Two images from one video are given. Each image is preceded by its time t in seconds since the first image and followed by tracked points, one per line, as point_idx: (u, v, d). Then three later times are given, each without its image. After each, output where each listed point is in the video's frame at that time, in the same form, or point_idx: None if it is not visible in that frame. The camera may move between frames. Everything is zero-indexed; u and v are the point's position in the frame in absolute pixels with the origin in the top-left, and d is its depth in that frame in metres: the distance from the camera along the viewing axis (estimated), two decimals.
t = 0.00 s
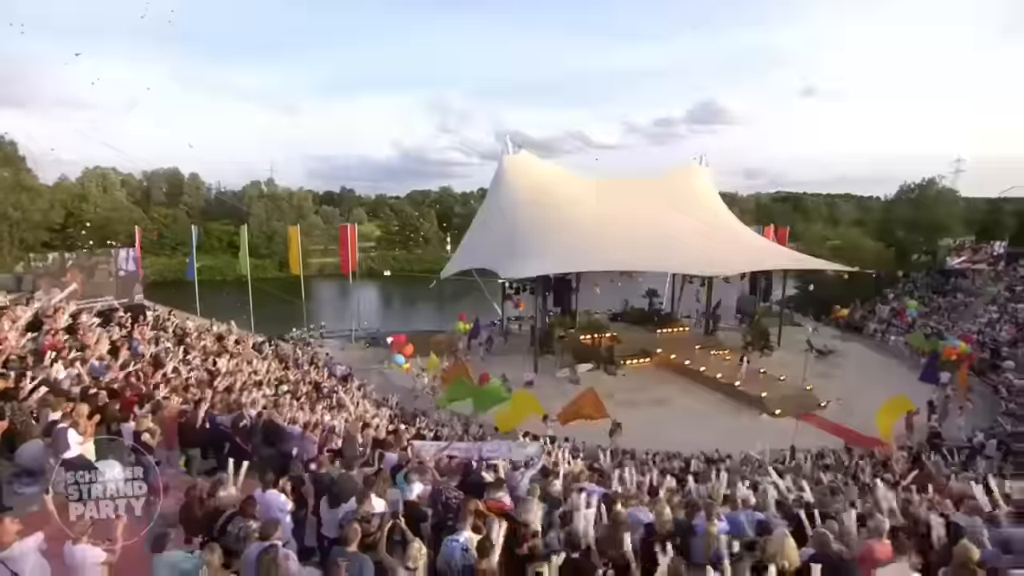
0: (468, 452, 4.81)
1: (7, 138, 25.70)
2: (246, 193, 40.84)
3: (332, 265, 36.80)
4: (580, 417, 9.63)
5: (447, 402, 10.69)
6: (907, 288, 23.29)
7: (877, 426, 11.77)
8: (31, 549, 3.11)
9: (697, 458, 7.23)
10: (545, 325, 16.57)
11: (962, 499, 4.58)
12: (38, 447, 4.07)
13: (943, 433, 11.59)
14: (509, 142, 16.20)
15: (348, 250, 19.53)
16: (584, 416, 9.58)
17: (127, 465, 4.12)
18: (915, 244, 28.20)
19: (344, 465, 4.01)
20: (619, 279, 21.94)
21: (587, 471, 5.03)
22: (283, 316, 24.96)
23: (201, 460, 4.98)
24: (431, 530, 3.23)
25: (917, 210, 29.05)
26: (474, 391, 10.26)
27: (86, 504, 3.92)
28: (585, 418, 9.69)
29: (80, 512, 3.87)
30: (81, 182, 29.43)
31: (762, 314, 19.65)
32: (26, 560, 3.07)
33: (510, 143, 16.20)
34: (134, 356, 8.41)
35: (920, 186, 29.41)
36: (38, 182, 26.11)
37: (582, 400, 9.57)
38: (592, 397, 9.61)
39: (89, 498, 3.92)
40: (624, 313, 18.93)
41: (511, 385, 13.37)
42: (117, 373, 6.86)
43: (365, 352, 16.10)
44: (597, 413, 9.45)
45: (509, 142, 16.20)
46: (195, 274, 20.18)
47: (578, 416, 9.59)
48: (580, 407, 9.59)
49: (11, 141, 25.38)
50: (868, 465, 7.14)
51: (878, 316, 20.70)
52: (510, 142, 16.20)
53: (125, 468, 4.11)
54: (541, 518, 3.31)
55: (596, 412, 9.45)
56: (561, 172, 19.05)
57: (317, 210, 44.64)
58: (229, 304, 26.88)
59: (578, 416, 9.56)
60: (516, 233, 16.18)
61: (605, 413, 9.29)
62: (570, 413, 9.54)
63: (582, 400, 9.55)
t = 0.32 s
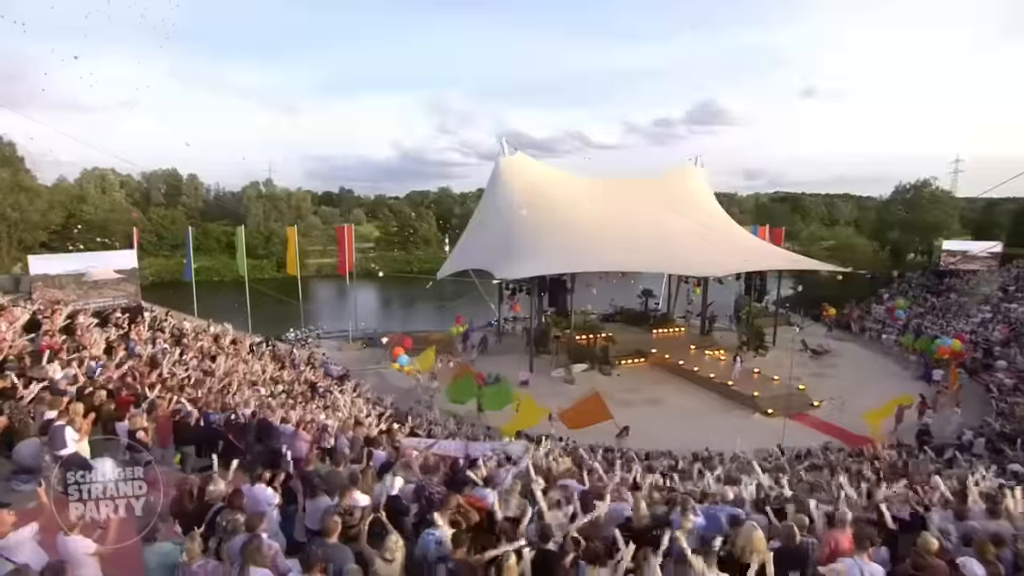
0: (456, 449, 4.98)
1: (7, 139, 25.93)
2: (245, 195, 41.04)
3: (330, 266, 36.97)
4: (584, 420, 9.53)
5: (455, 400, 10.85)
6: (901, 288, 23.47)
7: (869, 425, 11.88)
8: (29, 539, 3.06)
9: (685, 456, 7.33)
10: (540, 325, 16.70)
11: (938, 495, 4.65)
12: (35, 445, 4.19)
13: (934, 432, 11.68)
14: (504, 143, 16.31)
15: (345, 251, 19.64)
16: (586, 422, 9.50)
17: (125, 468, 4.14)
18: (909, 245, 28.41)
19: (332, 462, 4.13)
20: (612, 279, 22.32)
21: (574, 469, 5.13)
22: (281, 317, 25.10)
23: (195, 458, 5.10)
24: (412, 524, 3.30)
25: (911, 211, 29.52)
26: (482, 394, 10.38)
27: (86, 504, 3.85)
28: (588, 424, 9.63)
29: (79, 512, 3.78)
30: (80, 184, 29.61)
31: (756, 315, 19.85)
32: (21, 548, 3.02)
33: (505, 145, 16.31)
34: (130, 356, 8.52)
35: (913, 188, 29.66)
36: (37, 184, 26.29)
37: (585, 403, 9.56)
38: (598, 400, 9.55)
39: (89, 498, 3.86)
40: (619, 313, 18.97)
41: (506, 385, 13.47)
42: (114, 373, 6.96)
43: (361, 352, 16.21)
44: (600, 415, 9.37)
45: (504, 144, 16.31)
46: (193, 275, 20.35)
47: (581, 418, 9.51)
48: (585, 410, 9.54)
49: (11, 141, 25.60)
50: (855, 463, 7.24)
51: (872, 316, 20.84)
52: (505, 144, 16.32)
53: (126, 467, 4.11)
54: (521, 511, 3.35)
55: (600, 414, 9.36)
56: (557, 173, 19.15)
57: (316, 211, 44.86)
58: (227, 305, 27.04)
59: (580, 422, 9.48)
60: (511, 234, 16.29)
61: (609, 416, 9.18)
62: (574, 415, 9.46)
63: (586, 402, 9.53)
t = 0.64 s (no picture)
0: (443, 447, 5.09)
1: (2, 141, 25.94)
2: (241, 196, 41.07)
3: (326, 266, 37.05)
4: (586, 425, 9.47)
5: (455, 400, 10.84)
6: (893, 289, 23.66)
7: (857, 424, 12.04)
8: (19, 529, 3.08)
9: (671, 455, 7.43)
10: (533, 326, 16.84)
11: (909, 491, 4.78)
12: (28, 444, 4.19)
13: (921, 430, 11.82)
14: (499, 144, 16.39)
15: (340, 252, 19.72)
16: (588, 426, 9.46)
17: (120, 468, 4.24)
18: (901, 245, 28.63)
19: (319, 459, 4.22)
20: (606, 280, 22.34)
21: (558, 467, 5.24)
22: (276, 317, 25.13)
23: (187, 456, 5.18)
24: (394, 519, 3.38)
25: (903, 212, 29.65)
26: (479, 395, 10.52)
27: (86, 504, 4.00)
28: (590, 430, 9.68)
29: (79, 511, 3.95)
30: (76, 186, 29.64)
31: (749, 316, 19.99)
32: (10, 540, 3.03)
33: (499, 146, 16.40)
34: (124, 357, 8.59)
35: (905, 189, 29.84)
36: (32, 185, 26.29)
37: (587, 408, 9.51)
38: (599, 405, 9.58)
39: (89, 498, 4.00)
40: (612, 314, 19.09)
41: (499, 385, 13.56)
42: (107, 373, 7.04)
43: (355, 353, 16.30)
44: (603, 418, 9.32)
45: (498, 145, 16.40)
46: (189, 276, 20.44)
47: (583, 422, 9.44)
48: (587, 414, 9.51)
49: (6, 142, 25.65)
50: (837, 460, 7.37)
51: (864, 317, 21.01)
52: (499, 145, 16.40)
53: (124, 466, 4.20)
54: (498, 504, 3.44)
55: (602, 418, 9.31)
56: (551, 174, 19.23)
57: (311, 212, 44.94)
58: (223, 306, 27.07)
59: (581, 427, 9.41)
60: (505, 235, 16.39)
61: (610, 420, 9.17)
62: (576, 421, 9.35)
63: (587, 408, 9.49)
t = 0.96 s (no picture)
0: (426, 445, 5.18)
1: None
2: (233, 196, 41.01)
3: (319, 267, 37.03)
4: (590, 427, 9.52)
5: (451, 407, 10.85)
6: (879, 288, 23.98)
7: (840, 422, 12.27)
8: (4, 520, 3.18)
9: (653, 453, 7.58)
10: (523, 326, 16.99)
11: (877, 486, 4.89)
12: (15, 442, 4.30)
13: (902, 427, 12.05)
14: (488, 146, 16.53)
15: (331, 253, 19.78)
16: (590, 431, 9.43)
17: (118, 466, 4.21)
18: (889, 245, 28.96)
19: (302, 456, 4.33)
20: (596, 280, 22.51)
21: (538, 464, 5.37)
22: (268, 318, 25.15)
23: (174, 455, 5.19)
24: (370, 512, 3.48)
25: (890, 212, 29.95)
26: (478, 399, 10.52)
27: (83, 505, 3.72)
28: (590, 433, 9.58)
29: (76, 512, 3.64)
30: (67, 187, 29.56)
31: (737, 315, 20.19)
32: None
33: (489, 147, 16.54)
34: (113, 358, 8.65)
35: (892, 189, 30.19)
36: (22, 186, 26.21)
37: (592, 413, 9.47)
38: (601, 408, 9.64)
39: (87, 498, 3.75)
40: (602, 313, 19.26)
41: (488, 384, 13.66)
42: (97, 374, 7.12)
43: (346, 353, 16.37)
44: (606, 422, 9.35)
45: (488, 146, 16.53)
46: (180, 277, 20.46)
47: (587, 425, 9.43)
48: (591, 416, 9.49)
49: None
50: (814, 456, 7.55)
51: (851, 316, 21.27)
52: (489, 146, 16.53)
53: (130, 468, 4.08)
54: (472, 496, 3.55)
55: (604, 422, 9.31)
56: (541, 175, 19.40)
57: (304, 212, 44.92)
58: (215, 307, 27.06)
59: (584, 431, 9.37)
60: (495, 236, 16.53)
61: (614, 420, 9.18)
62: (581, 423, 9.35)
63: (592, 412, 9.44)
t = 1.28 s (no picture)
0: (404, 441, 5.30)
1: None
2: (219, 196, 40.72)
3: (306, 267, 36.89)
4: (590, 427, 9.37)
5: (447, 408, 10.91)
6: (860, 286, 24.45)
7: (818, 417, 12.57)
8: None
9: (631, 448, 7.77)
10: (509, 325, 17.16)
11: (837, 475, 5.12)
12: None
13: (878, 423, 12.38)
14: (475, 146, 16.67)
15: (318, 254, 19.81)
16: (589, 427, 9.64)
17: (101, 465, 4.27)
18: (870, 244, 29.51)
19: (281, 451, 4.43)
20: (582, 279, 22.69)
21: (515, 458, 5.52)
22: (254, 318, 25.10)
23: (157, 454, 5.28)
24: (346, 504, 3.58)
25: (869, 213, 30.96)
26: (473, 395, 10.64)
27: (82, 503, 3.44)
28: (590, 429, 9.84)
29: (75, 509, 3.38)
30: (48, 186, 29.22)
31: (721, 313, 20.49)
32: None
33: (475, 148, 16.68)
34: (96, 359, 8.66)
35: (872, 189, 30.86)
36: (3, 185, 25.90)
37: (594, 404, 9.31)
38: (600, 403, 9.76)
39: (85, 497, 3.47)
40: (587, 312, 19.48)
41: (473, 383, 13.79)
42: (81, 374, 7.17)
43: (332, 353, 16.41)
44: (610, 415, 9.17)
45: (474, 147, 16.67)
46: (165, 277, 20.35)
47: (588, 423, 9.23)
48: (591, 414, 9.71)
49: None
50: (785, 449, 7.79)
51: (832, 313, 21.65)
52: (475, 147, 16.68)
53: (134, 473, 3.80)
54: (443, 487, 3.68)
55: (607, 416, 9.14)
56: (527, 175, 19.55)
57: (291, 212, 44.74)
58: (201, 307, 26.93)
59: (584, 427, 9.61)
60: (481, 236, 16.66)
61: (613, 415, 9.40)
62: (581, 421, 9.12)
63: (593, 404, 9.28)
